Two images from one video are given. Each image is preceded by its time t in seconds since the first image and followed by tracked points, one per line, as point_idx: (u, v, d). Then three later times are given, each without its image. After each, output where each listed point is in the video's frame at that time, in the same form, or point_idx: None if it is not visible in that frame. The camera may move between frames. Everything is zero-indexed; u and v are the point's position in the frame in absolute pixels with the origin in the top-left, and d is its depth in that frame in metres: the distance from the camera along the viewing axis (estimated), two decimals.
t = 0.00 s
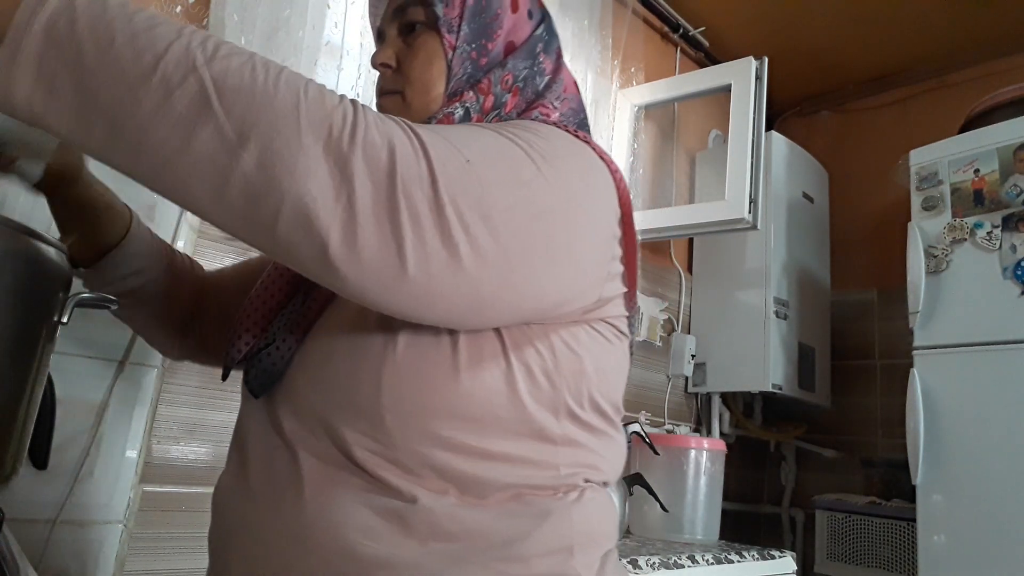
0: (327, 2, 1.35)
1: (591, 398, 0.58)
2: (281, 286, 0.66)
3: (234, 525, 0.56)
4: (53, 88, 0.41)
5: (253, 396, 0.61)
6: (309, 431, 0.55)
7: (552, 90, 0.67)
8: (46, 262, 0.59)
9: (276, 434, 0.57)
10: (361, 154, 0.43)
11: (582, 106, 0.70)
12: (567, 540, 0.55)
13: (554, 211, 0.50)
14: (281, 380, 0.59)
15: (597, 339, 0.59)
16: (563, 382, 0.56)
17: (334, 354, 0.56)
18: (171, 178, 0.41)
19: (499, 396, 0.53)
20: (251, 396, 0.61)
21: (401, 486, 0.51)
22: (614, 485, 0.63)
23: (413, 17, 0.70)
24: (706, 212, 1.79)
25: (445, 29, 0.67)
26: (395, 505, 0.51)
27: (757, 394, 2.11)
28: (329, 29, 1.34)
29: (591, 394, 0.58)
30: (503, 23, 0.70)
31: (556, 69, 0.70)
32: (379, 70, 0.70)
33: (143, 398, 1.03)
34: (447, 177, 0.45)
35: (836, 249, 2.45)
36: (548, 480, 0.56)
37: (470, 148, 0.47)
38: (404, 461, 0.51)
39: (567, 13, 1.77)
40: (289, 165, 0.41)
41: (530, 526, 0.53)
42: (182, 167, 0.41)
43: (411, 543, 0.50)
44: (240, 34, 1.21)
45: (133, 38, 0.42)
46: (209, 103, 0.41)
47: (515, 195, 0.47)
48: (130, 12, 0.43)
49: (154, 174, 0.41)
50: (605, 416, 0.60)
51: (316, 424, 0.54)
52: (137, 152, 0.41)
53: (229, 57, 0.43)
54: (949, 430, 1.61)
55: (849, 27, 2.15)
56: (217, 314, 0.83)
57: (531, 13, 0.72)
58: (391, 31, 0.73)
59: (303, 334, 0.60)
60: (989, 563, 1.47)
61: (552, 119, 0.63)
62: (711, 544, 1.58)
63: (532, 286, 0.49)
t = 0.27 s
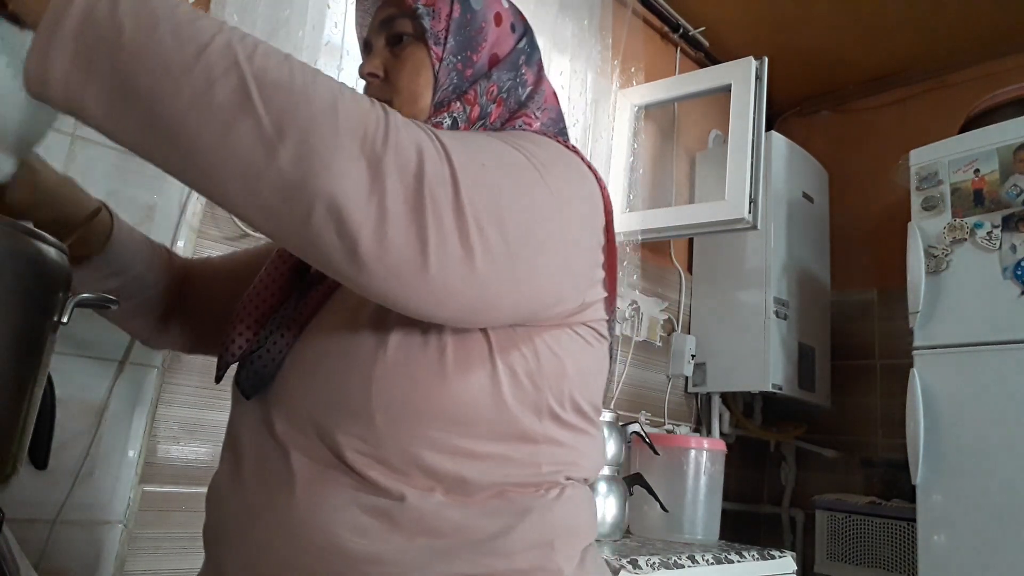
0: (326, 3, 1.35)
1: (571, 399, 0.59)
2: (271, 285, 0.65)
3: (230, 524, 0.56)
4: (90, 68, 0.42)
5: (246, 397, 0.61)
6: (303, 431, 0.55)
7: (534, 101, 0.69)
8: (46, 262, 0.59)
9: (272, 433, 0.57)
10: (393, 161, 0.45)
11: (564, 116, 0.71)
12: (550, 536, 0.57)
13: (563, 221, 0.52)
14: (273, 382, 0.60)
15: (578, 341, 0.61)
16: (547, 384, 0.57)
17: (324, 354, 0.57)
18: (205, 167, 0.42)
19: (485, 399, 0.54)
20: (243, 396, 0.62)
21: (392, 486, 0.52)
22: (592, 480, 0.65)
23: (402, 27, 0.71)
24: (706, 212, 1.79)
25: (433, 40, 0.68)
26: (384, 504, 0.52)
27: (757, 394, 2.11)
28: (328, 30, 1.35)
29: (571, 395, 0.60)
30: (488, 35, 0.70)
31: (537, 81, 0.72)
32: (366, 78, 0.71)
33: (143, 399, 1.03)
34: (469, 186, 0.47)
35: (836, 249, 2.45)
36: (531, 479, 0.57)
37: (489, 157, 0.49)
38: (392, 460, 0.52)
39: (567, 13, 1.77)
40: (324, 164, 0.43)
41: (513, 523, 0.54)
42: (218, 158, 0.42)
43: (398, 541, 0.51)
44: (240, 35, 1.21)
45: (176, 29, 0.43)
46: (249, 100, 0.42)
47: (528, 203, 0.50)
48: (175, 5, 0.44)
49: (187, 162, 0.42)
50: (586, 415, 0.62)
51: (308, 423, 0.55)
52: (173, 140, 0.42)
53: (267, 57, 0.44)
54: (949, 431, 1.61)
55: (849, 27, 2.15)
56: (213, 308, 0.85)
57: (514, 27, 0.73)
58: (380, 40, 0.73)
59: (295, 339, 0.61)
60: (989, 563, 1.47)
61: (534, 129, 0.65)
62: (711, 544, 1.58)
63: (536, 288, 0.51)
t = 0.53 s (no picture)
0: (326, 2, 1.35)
1: (563, 401, 0.60)
2: (266, 293, 0.65)
3: (232, 524, 0.57)
4: (126, 93, 0.41)
5: (245, 402, 0.61)
6: (305, 432, 0.55)
7: (516, 107, 0.71)
8: (46, 262, 0.59)
9: (273, 433, 0.57)
10: (424, 182, 0.46)
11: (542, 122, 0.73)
12: (547, 535, 0.57)
13: (572, 238, 0.54)
14: (274, 386, 0.60)
15: (570, 345, 0.61)
16: (542, 387, 0.57)
17: (325, 361, 0.56)
18: (242, 187, 0.42)
19: (485, 404, 0.54)
20: (242, 400, 0.61)
21: (393, 486, 0.52)
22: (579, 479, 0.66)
23: (388, 36, 0.70)
24: (706, 212, 1.79)
25: (419, 50, 0.68)
26: (386, 505, 0.52)
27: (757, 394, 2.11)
28: (328, 30, 1.35)
29: (563, 397, 0.60)
30: (471, 44, 0.72)
31: (518, 88, 0.73)
32: (351, 87, 0.70)
33: (144, 399, 1.03)
34: (493, 206, 0.48)
35: (836, 249, 2.45)
36: (528, 481, 0.57)
37: (509, 177, 0.51)
38: (398, 464, 0.52)
39: (567, 13, 1.77)
40: (362, 186, 0.43)
41: (510, 524, 0.55)
42: (257, 180, 0.42)
43: (400, 542, 0.51)
44: (240, 35, 1.21)
45: (213, 51, 0.43)
46: (289, 123, 0.43)
47: (545, 220, 0.51)
48: (208, 28, 0.44)
49: (225, 182, 0.42)
50: (576, 415, 0.62)
51: (312, 425, 0.55)
52: (212, 162, 0.42)
53: (302, 79, 0.45)
54: (949, 431, 1.61)
55: (849, 27, 2.15)
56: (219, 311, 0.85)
57: (496, 36, 0.74)
58: (365, 49, 0.72)
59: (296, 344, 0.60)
60: (988, 563, 1.47)
61: (520, 136, 0.66)
62: (711, 544, 1.58)
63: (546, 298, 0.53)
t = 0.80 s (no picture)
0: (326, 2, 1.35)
1: (562, 403, 0.60)
2: (267, 294, 0.65)
3: (234, 523, 0.57)
4: (155, 92, 0.41)
5: (248, 403, 0.60)
6: (308, 431, 0.55)
7: (508, 111, 0.72)
8: (46, 262, 0.59)
9: (276, 432, 0.57)
10: (446, 187, 0.46)
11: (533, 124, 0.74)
12: (545, 534, 0.57)
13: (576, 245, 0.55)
14: (280, 387, 0.59)
15: (567, 347, 0.61)
16: (541, 390, 0.58)
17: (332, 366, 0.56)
18: (270, 192, 0.43)
19: (489, 404, 0.54)
20: (245, 402, 0.61)
21: (396, 486, 0.52)
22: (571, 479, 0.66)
23: (383, 41, 0.69)
24: (706, 212, 1.79)
25: (415, 55, 0.67)
26: (388, 504, 0.52)
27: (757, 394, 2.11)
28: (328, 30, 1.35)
29: (562, 399, 0.60)
30: (465, 49, 0.71)
31: (511, 94, 0.73)
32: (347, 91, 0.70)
33: (144, 399, 1.03)
34: (509, 212, 0.48)
35: (836, 249, 2.45)
36: (529, 481, 0.57)
37: (523, 183, 0.51)
38: (402, 463, 0.52)
39: (567, 13, 1.77)
40: (388, 191, 0.44)
41: (511, 523, 0.55)
42: (285, 184, 0.42)
43: (405, 542, 0.51)
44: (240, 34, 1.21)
45: (241, 56, 0.43)
46: (317, 127, 0.43)
47: (557, 227, 0.52)
48: (235, 32, 0.44)
49: (253, 187, 0.42)
50: (571, 416, 0.62)
51: (317, 424, 0.55)
52: (241, 167, 0.42)
53: (329, 85, 0.45)
54: (949, 431, 1.61)
55: (849, 28, 2.15)
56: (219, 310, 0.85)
57: (488, 42, 0.74)
58: (361, 53, 0.72)
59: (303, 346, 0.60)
60: (989, 562, 1.47)
61: (513, 141, 0.68)
62: (711, 544, 1.58)
63: (553, 300, 0.54)
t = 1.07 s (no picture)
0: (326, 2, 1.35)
1: (558, 400, 0.60)
2: (266, 297, 0.65)
3: (233, 523, 0.57)
4: (160, 109, 0.41)
5: (246, 402, 0.60)
6: (305, 430, 0.55)
7: (498, 116, 0.72)
8: (47, 262, 0.59)
9: (274, 431, 0.57)
10: (446, 195, 0.46)
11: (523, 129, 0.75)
12: (539, 533, 0.58)
13: (572, 248, 0.55)
14: (274, 386, 0.59)
15: (562, 345, 0.61)
16: (537, 386, 0.58)
17: (326, 364, 0.56)
18: (273, 199, 0.43)
19: (484, 403, 0.54)
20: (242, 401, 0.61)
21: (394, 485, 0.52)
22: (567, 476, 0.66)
23: (375, 50, 0.69)
24: (706, 212, 1.79)
25: (405, 62, 0.67)
26: (387, 503, 0.52)
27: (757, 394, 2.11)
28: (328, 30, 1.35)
29: (557, 397, 0.60)
30: (455, 56, 0.71)
31: (500, 97, 0.74)
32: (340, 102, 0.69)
33: (143, 400, 1.03)
34: (508, 217, 0.48)
35: (836, 249, 2.45)
36: (524, 480, 0.57)
37: (521, 189, 0.51)
38: (399, 463, 0.52)
39: (567, 13, 1.77)
40: (390, 199, 0.44)
41: (506, 522, 0.55)
42: (288, 194, 0.42)
43: (402, 541, 0.51)
44: (240, 35, 1.21)
45: (244, 64, 0.43)
46: (319, 136, 0.43)
47: (552, 229, 0.52)
48: (238, 42, 0.44)
49: (256, 194, 0.43)
50: (567, 413, 0.62)
51: (313, 423, 0.55)
52: (245, 178, 0.42)
53: (332, 94, 0.45)
54: (949, 431, 1.61)
55: (849, 28, 2.15)
56: (219, 310, 0.84)
57: (478, 48, 0.74)
58: (351, 62, 0.71)
59: (297, 345, 0.60)
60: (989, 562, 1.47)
61: (503, 144, 0.68)
62: (711, 544, 1.58)
63: (550, 304, 0.54)
